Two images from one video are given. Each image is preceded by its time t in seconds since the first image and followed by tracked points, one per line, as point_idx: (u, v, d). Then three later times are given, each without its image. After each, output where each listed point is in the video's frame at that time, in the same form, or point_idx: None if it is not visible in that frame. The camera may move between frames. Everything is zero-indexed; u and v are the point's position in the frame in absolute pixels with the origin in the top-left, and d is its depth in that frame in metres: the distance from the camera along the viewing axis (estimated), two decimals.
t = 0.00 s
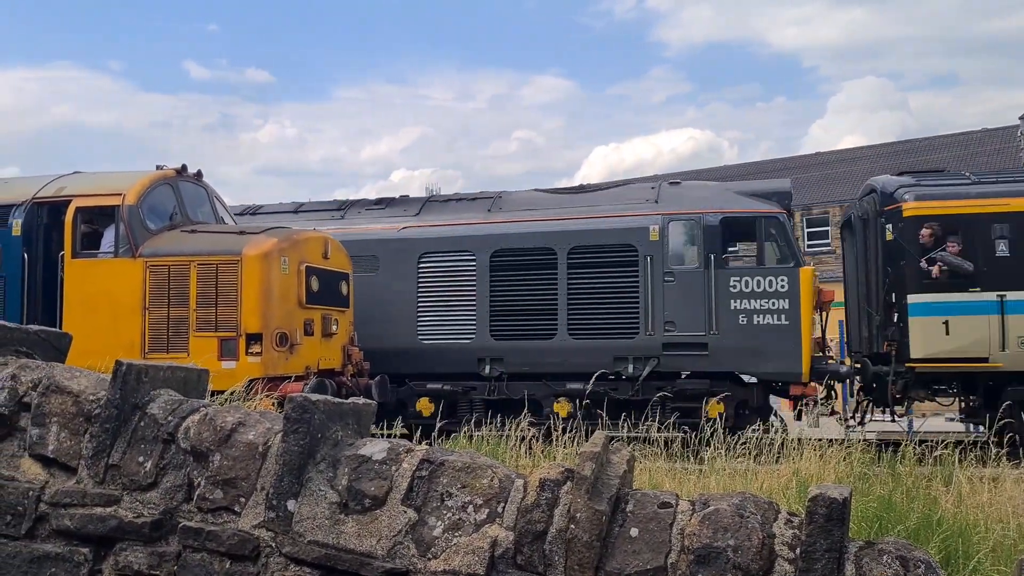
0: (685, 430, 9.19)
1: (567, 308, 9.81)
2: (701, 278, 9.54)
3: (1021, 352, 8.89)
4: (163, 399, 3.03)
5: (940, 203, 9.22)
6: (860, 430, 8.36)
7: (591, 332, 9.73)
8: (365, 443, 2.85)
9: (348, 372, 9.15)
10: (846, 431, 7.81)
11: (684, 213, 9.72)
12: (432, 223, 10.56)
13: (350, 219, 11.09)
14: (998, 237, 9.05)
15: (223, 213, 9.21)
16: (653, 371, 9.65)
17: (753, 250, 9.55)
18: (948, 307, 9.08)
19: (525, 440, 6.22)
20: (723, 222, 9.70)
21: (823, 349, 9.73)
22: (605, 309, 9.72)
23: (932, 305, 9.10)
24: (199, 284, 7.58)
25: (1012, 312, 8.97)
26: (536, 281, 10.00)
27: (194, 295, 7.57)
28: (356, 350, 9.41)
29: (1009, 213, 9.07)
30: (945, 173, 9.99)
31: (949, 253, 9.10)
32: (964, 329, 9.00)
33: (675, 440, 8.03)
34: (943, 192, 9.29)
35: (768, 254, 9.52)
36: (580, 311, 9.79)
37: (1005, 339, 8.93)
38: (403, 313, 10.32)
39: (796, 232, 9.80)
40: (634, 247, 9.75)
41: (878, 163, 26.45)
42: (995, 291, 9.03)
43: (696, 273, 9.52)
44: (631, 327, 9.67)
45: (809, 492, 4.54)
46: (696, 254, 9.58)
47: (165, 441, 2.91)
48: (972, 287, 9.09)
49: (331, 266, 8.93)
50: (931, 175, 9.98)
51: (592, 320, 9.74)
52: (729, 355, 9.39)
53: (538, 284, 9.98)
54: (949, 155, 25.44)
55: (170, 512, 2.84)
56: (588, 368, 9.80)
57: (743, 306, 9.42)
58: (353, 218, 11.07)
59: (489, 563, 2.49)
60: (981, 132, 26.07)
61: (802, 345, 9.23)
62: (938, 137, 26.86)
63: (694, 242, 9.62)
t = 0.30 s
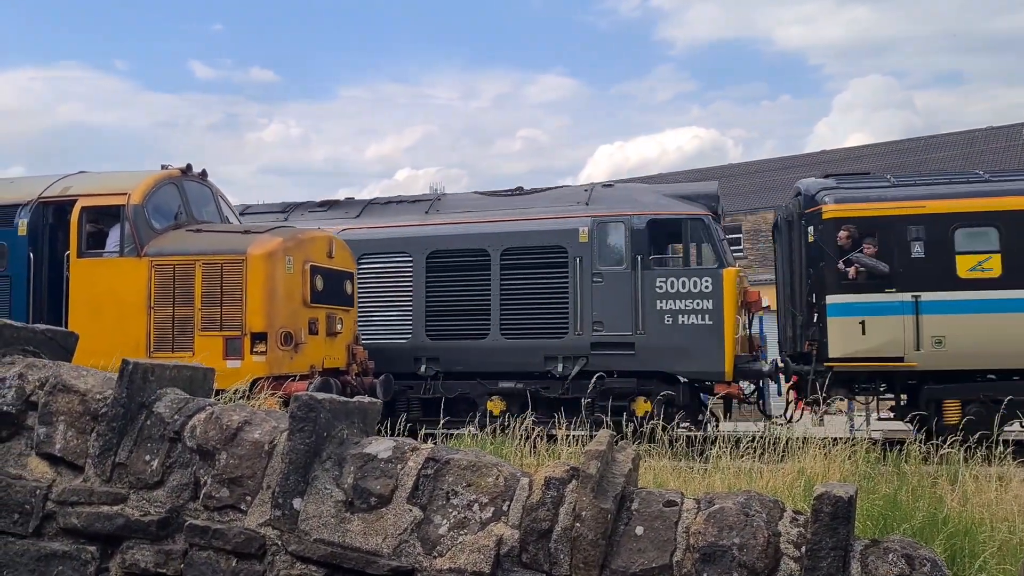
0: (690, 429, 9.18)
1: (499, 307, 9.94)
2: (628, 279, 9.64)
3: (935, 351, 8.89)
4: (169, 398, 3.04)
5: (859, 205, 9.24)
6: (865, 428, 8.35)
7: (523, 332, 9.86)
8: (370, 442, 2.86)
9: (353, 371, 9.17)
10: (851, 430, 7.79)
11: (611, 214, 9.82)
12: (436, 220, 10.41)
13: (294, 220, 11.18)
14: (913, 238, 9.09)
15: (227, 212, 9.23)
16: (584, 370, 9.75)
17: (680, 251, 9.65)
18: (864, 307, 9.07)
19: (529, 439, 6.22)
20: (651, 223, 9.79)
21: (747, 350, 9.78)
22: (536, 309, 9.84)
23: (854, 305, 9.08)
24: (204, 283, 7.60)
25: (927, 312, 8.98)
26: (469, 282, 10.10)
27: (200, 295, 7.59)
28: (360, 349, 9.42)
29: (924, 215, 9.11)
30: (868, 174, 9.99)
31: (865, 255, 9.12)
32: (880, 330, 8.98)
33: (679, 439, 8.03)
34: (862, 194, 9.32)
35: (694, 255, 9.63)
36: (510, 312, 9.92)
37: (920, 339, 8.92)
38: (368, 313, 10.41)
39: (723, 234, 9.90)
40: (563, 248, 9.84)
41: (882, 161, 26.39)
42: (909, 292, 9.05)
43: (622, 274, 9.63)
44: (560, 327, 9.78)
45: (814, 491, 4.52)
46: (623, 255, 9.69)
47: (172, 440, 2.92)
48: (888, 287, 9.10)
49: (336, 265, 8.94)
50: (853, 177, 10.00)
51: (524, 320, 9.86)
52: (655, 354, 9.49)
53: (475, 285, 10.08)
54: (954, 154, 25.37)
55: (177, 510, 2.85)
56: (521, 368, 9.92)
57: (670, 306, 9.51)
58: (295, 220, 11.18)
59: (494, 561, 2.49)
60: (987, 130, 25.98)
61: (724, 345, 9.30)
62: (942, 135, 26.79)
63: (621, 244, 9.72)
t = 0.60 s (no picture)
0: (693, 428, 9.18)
1: (434, 309, 10.21)
2: (557, 281, 9.87)
3: (851, 351, 9.05)
4: (175, 397, 3.06)
5: (778, 208, 9.36)
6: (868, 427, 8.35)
7: (456, 332, 10.12)
8: (374, 441, 2.87)
9: (357, 370, 9.19)
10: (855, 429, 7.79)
11: (542, 217, 10.05)
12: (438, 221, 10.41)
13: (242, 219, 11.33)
14: (829, 241, 9.21)
15: (232, 212, 9.25)
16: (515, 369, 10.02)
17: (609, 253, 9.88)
18: (782, 308, 9.24)
19: (532, 438, 6.23)
20: (580, 226, 10.02)
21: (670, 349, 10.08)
22: (469, 310, 10.10)
23: (773, 305, 9.25)
24: (208, 283, 7.62)
25: (843, 312, 9.12)
26: (405, 284, 10.35)
27: (204, 294, 7.61)
28: (364, 349, 9.44)
29: (841, 218, 9.23)
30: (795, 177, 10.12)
31: (782, 257, 9.25)
32: (797, 329, 9.15)
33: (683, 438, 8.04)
34: (782, 198, 9.45)
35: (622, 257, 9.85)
36: (445, 313, 10.18)
37: (835, 339, 9.08)
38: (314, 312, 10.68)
39: (650, 236, 10.12)
40: (496, 251, 10.05)
41: (886, 160, 26.36)
42: (825, 293, 9.19)
43: (552, 275, 9.86)
44: (494, 327, 10.02)
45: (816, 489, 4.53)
46: (552, 257, 9.92)
47: (177, 439, 2.94)
48: (805, 288, 9.24)
49: (340, 265, 8.97)
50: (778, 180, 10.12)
51: (458, 320, 10.12)
52: (582, 354, 9.72)
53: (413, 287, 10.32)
54: (958, 152, 25.32)
55: (182, 509, 2.87)
56: (455, 367, 10.19)
57: (596, 307, 9.73)
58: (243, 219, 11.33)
59: (497, 559, 2.51)
60: (991, 128, 25.92)
61: (650, 345, 9.50)
62: (946, 133, 26.75)
63: (550, 245, 9.96)
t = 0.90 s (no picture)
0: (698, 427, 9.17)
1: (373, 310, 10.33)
2: (490, 282, 10.00)
3: (771, 350, 9.08)
4: (179, 396, 3.07)
5: (701, 210, 9.41)
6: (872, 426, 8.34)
7: (393, 333, 10.25)
8: (379, 440, 2.88)
9: (360, 369, 9.21)
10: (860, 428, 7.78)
11: (475, 219, 10.17)
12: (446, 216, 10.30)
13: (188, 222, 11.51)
14: (751, 242, 9.25)
15: (235, 211, 9.26)
16: (449, 369, 10.14)
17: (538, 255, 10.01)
18: (704, 308, 9.26)
19: (535, 437, 6.24)
20: (513, 228, 10.14)
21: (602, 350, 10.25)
22: (406, 311, 10.22)
23: (695, 305, 9.26)
24: (212, 282, 7.63)
25: (764, 312, 9.16)
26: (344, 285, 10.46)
27: (208, 294, 7.62)
28: (368, 348, 9.46)
29: (762, 220, 9.26)
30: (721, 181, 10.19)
31: (706, 259, 9.28)
32: (720, 329, 9.16)
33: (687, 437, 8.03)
34: (706, 201, 9.48)
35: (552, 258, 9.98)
36: (382, 313, 10.31)
37: (756, 339, 9.12)
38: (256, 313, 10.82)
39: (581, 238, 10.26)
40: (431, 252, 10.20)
41: (889, 159, 26.34)
42: (746, 294, 9.22)
43: (483, 277, 9.99)
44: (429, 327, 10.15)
45: (820, 488, 4.52)
46: (485, 258, 10.04)
47: (182, 438, 2.96)
48: (728, 289, 9.26)
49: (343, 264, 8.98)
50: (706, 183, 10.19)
51: (395, 321, 10.24)
52: (513, 354, 9.87)
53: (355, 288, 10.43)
54: (962, 150, 25.28)
55: (187, 507, 2.88)
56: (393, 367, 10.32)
57: (528, 308, 9.87)
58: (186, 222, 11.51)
59: (501, 558, 2.51)
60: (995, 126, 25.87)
61: (579, 345, 9.66)
62: (952, 131, 26.69)
63: (483, 246, 10.07)
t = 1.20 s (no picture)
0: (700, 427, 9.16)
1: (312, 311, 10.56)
2: (426, 284, 10.22)
3: (695, 352, 9.18)
4: (185, 397, 3.07)
5: (628, 214, 9.57)
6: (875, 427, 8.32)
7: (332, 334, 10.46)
8: (383, 440, 2.88)
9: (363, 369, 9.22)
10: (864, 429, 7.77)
11: (412, 221, 10.37)
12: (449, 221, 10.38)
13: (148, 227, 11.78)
14: (676, 246, 9.37)
15: (238, 212, 9.27)
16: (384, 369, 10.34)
17: (472, 258, 10.19)
18: (633, 310, 9.37)
19: (539, 436, 6.24)
20: (448, 231, 10.33)
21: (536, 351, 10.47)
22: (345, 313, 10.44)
23: (621, 308, 9.36)
24: (215, 283, 7.63)
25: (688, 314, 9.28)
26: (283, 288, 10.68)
27: (211, 294, 7.62)
28: (371, 348, 9.47)
29: (688, 225, 9.39)
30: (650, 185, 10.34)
31: (633, 262, 9.41)
32: (644, 332, 9.28)
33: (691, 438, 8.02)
34: (634, 205, 9.67)
35: (486, 261, 10.18)
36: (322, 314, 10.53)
37: (680, 340, 9.22)
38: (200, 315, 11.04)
39: (515, 242, 10.49)
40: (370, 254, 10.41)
41: (892, 159, 26.33)
42: (671, 297, 9.33)
43: (419, 279, 10.20)
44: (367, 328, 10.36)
45: (825, 489, 4.52)
46: (421, 261, 10.25)
47: (187, 438, 2.95)
48: (653, 292, 9.39)
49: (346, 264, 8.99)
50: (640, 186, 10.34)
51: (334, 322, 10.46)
52: (447, 354, 10.09)
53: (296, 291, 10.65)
54: (965, 150, 25.26)
55: (192, 507, 2.88)
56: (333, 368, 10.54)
57: (462, 310, 10.10)
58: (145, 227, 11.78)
59: (506, 559, 2.51)
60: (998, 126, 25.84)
61: (510, 345, 9.90)
62: (955, 131, 26.66)
63: (419, 250, 10.28)
